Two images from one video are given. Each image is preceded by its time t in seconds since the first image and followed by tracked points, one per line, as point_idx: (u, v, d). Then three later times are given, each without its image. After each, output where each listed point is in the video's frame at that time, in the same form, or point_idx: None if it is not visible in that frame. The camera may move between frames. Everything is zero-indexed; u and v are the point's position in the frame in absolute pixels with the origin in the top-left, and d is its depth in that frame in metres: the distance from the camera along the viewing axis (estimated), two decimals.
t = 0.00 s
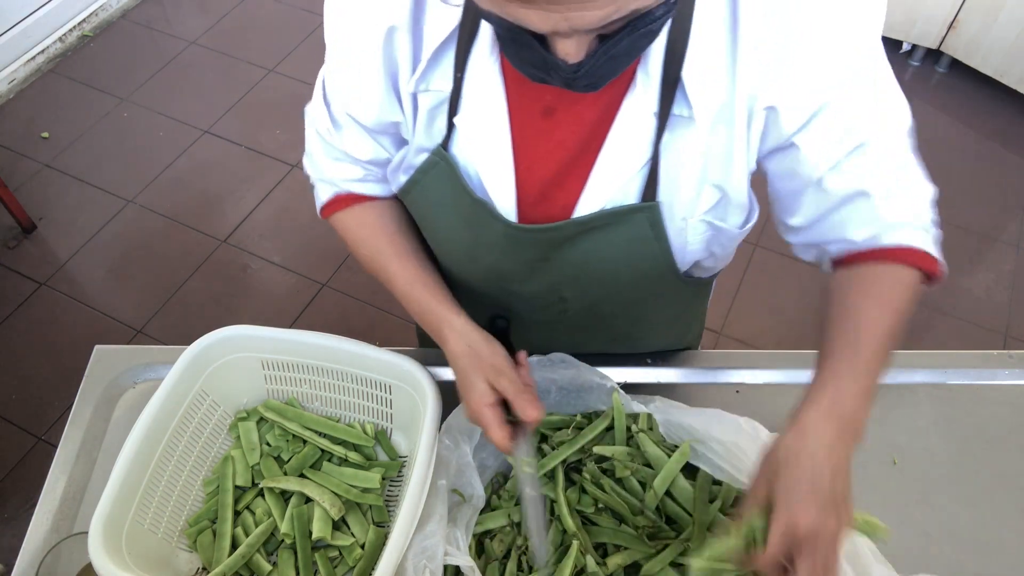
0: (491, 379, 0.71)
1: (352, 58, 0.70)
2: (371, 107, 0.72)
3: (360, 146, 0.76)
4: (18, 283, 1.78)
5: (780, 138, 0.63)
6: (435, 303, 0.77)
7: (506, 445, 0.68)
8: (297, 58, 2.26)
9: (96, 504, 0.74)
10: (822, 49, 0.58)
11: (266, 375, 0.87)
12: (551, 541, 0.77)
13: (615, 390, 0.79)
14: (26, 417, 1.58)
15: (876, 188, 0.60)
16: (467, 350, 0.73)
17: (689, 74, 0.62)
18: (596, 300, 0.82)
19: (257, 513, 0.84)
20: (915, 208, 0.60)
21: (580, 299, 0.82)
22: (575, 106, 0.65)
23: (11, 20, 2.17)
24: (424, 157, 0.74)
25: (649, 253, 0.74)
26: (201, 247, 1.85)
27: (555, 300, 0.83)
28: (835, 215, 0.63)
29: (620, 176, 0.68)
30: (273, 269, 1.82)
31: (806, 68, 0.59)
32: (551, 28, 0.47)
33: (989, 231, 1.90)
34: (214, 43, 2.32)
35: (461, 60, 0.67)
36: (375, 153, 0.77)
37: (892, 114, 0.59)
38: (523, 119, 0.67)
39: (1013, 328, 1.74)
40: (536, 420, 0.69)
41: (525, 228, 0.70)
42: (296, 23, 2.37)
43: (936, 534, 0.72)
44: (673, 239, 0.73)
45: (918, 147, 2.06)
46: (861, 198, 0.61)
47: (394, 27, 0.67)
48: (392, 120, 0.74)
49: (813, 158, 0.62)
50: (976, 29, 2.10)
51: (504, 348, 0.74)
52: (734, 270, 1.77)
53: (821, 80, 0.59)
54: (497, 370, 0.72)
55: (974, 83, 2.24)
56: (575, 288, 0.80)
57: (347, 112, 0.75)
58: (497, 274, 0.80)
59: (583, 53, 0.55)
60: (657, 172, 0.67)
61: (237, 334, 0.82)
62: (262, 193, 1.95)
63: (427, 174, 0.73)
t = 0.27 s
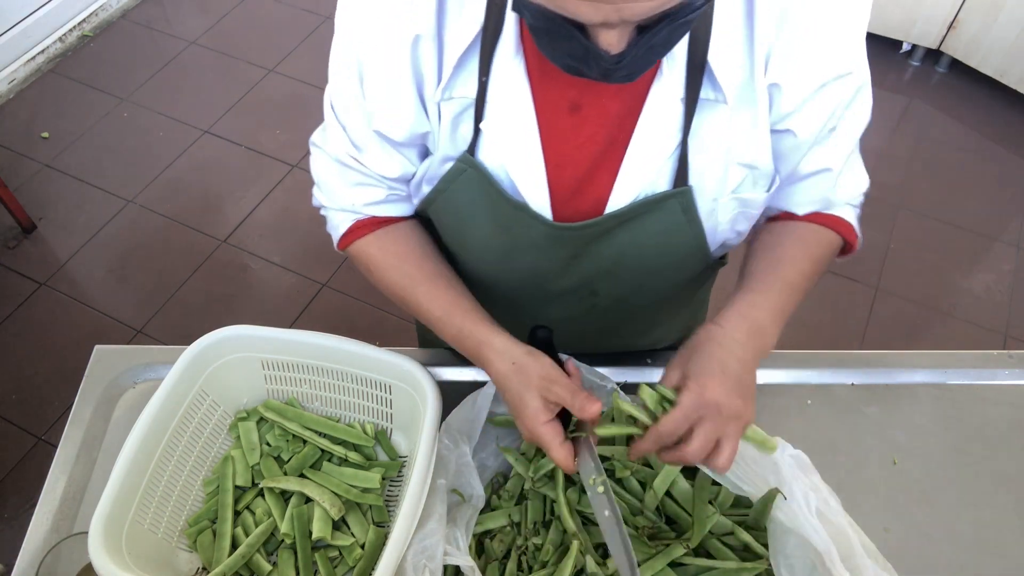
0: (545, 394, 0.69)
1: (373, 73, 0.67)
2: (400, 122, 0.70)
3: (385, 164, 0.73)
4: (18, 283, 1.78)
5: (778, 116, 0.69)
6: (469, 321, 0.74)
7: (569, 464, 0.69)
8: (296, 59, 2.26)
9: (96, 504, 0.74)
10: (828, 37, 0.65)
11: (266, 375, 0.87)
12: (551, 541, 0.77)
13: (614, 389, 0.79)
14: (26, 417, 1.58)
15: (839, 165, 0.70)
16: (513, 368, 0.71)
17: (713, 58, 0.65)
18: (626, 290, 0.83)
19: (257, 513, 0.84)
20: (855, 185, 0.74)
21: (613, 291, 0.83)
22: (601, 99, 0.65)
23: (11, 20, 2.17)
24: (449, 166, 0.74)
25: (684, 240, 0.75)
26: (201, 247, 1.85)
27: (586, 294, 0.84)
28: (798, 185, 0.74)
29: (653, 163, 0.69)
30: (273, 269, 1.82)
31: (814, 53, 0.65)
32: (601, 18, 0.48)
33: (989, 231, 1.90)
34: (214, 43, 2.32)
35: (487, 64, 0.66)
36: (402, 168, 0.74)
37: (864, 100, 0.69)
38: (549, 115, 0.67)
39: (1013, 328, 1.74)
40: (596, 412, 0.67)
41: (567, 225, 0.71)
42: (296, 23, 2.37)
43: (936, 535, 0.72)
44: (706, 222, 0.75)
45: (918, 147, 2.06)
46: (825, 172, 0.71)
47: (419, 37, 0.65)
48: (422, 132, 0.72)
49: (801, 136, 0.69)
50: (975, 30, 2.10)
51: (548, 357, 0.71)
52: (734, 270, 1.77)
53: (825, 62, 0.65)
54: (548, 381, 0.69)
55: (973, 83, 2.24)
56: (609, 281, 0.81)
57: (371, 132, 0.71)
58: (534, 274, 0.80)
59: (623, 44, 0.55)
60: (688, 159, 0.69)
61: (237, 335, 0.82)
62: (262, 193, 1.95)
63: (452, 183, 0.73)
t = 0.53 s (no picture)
0: (561, 349, 0.71)
1: (383, 60, 0.67)
2: (405, 109, 0.70)
3: (388, 149, 0.74)
4: (18, 283, 1.78)
5: (783, 111, 0.69)
6: (475, 291, 0.75)
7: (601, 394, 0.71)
8: (296, 59, 2.26)
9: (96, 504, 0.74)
10: (835, 34, 0.65)
11: (266, 374, 0.87)
12: (551, 541, 0.77)
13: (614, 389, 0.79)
14: (26, 417, 1.58)
15: (840, 163, 0.71)
16: (525, 331, 0.72)
17: (719, 52, 0.64)
18: (632, 286, 0.83)
19: (257, 513, 0.84)
20: (852, 182, 0.75)
21: (618, 284, 0.82)
22: (609, 90, 0.65)
23: (11, 20, 2.17)
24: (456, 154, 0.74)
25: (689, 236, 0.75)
26: (202, 247, 1.85)
27: (591, 287, 0.84)
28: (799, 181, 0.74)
29: (659, 156, 0.69)
30: (274, 269, 1.82)
31: (821, 48, 0.65)
32: (621, 11, 0.49)
33: (989, 231, 1.90)
34: (214, 43, 2.32)
35: (495, 54, 0.66)
36: (406, 155, 0.75)
37: (866, 96, 0.70)
38: (558, 107, 0.67)
39: (1013, 328, 1.74)
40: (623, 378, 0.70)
41: (574, 213, 0.71)
42: (296, 23, 2.37)
43: (936, 535, 0.72)
44: (711, 217, 0.75)
45: (918, 147, 2.06)
46: (825, 170, 0.72)
47: (428, 25, 0.65)
48: (427, 121, 0.72)
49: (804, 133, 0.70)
50: (975, 30, 2.10)
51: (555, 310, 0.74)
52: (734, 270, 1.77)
53: (833, 58, 0.66)
54: (561, 340, 0.71)
55: (973, 83, 2.24)
56: (615, 275, 0.81)
57: (375, 117, 0.71)
58: (540, 265, 0.80)
59: (640, 35, 0.56)
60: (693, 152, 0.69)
61: (236, 335, 0.82)
62: (262, 193, 1.95)
63: (459, 171, 0.73)
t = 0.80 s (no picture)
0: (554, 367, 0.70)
1: (383, 58, 0.68)
2: (405, 107, 0.70)
3: (390, 148, 0.73)
4: (18, 283, 1.78)
5: (783, 113, 0.69)
6: (483, 298, 0.75)
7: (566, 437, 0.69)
8: (296, 59, 2.26)
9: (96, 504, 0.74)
10: (835, 37, 0.66)
11: (266, 375, 0.87)
12: (551, 541, 0.77)
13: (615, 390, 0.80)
14: (26, 417, 1.59)
15: (840, 161, 0.72)
16: (527, 344, 0.72)
17: (718, 52, 0.64)
18: (631, 284, 0.83)
19: (257, 513, 0.84)
20: (850, 180, 0.75)
21: (615, 283, 0.83)
22: (608, 89, 0.65)
23: (11, 20, 2.17)
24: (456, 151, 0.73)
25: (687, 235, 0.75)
26: (202, 246, 1.85)
27: (589, 286, 0.84)
28: (798, 179, 0.74)
29: (658, 156, 0.69)
30: (274, 269, 1.82)
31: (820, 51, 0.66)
32: (602, 12, 0.48)
33: (989, 231, 1.90)
34: (214, 43, 2.32)
35: (494, 51, 0.66)
36: (408, 153, 0.74)
37: (867, 97, 0.70)
38: (555, 106, 0.67)
39: (1013, 328, 1.74)
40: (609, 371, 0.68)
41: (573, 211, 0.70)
42: (296, 23, 2.37)
43: (936, 535, 0.72)
44: (709, 217, 0.75)
45: (918, 147, 2.06)
46: (825, 167, 0.72)
47: (429, 23, 0.65)
48: (428, 118, 0.71)
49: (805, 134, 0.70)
50: (975, 30, 2.10)
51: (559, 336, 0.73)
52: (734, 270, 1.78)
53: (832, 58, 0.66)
54: (560, 355, 0.71)
55: (973, 83, 2.24)
56: (612, 273, 0.81)
57: (377, 114, 0.71)
58: (538, 263, 0.80)
59: (625, 35, 0.55)
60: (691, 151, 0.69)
61: (236, 335, 0.82)
62: (263, 193, 1.95)
63: (458, 168, 0.73)
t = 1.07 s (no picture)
0: (552, 365, 0.72)
1: (372, 65, 0.68)
2: (397, 113, 0.70)
3: (382, 152, 0.73)
4: (18, 283, 1.78)
5: (772, 118, 0.68)
6: (479, 296, 0.76)
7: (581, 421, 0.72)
8: (296, 59, 2.26)
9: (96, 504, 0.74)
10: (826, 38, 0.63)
11: (266, 375, 0.87)
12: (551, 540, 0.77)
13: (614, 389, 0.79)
14: (26, 417, 1.58)
15: (828, 170, 0.69)
16: (523, 343, 0.73)
17: (707, 57, 0.63)
18: (624, 288, 0.83)
19: (257, 513, 0.84)
20: (841, 190, 0.73)
21: (610, 285, 0.83)
22: (598, 95, 0.65)
23: (11, 19, 2.17)
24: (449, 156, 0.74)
25: (680, 237, 0.74)
26: (201, 246, 1.85)
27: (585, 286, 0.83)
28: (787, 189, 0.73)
29: (647, 161, 0.69)
30: (273, 269, 1.82)
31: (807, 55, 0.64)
32: (557, 23, 0.47)
33: (989, 231, 1.90)
34: (214, 43, 2.32)
35: (484, 60, 0.66)
36: (401, 158, 0.75)
37: (858, 102, 0.68)
38: (546, 111, 0.67)
39: (1013, 328, 1.74)
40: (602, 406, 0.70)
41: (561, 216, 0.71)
42: (295, 23, 2.37)
43: (936, 535, 0.72)
44: (701, 220, 0.74)
45: (918, 147, 2.06)
46: (812, 176, 0.70)
47: (419, 32, 0.66)
48: (420, 124, 0.72)
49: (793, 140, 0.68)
50: (975, 30, 2.10)
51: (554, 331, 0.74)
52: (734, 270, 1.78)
53: (823, 62, 0.64)
54: (554, 354, 0.72)
55: (973, 83, 2.24)
56: (607, 276, 0.80)
57: (371, 122, 0.71)
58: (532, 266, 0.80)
59: (587, 46, 0.55)
60: (682, 155, 0.69)
61: (237, 335, 0.82)
62: (262, 193, 1.95)
63: (451, 173, 0.73)
